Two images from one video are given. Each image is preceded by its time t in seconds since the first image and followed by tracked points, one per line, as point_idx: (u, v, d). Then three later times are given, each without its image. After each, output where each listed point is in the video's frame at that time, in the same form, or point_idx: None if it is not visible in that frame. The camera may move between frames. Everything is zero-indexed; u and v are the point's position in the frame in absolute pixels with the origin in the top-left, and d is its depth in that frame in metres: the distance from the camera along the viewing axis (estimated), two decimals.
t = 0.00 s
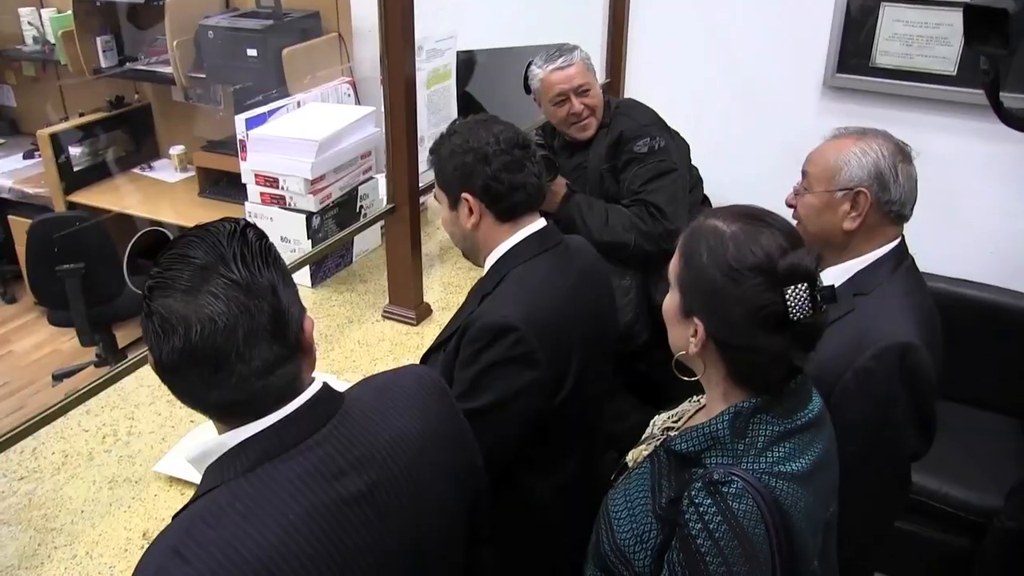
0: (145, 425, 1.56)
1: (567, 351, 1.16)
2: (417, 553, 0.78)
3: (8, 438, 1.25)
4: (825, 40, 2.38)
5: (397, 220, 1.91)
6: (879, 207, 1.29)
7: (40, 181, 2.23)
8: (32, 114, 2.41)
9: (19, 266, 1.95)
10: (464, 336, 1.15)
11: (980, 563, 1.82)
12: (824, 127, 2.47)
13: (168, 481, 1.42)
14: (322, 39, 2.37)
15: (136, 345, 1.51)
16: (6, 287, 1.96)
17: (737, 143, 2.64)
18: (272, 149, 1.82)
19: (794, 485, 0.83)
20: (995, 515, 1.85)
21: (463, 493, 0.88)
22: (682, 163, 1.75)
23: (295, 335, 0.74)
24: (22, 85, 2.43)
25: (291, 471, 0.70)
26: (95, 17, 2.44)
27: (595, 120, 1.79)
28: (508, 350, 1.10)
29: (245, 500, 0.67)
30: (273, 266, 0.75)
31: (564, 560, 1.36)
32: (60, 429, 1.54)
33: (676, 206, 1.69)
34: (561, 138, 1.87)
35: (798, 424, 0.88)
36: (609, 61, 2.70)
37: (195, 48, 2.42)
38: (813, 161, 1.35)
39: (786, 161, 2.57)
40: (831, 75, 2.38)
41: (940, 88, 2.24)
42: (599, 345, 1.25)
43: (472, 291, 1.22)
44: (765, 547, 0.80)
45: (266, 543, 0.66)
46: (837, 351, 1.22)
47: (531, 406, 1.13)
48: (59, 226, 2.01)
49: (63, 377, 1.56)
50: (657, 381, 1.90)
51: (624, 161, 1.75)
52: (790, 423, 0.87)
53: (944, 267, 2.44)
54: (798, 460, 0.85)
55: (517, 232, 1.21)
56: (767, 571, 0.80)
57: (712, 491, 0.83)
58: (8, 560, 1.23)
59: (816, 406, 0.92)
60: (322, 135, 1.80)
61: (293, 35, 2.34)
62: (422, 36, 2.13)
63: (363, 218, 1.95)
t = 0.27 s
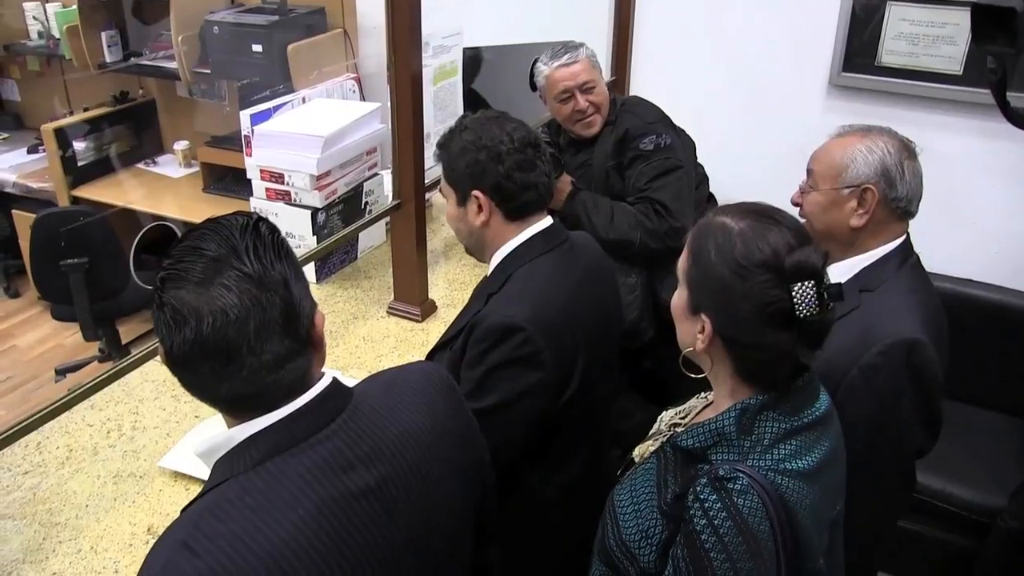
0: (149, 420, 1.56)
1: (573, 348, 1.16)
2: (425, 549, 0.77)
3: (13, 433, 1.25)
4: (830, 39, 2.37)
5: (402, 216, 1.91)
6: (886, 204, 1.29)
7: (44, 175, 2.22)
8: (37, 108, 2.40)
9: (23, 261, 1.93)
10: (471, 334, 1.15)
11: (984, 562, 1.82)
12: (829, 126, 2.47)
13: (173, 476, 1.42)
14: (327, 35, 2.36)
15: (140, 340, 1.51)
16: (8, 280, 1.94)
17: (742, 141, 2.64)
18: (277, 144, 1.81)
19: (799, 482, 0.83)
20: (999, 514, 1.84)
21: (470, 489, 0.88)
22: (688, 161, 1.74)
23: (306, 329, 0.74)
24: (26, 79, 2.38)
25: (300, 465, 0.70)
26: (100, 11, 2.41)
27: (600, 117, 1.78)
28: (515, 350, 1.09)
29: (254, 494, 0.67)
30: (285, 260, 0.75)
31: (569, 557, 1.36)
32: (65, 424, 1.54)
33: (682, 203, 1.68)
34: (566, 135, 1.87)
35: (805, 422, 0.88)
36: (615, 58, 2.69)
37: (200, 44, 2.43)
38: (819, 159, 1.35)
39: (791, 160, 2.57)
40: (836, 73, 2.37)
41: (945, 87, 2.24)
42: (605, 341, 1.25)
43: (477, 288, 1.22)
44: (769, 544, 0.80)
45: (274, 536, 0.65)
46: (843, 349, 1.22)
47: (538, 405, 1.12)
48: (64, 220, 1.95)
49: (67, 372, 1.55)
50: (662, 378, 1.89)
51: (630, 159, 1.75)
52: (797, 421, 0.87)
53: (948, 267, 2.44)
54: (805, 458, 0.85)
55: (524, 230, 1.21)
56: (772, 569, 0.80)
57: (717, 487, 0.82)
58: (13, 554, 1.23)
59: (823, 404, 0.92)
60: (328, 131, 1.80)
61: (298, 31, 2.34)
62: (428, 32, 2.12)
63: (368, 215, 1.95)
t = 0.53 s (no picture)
0: (152, 416, 1.56)
1: (580, 348, 1.16)
2: (433, 549, 0.77)
3: (18, 428, 1.24)
4: (835, 41, 2.37)
5: (407, 215, 1.92)
6: (891, 205, 1.29)
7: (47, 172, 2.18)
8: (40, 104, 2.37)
9: (28, 257, 1.91)
10: (478, 335, 1.15)
11: (986, 565, 1.82)
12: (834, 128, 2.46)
13: (177, 473, 1.42)
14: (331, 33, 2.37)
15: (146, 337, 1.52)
16: (12, 276, 1.91)
17: (747, 143, 2.63)
18: (281, 142, 1.81)
19: (805, 481, 0.83)
20: (1001, 517, 1.84)
21: (478, 487, 0.88)
22: (691, 162, 1.74)
23: (318, 324, 0.74)
24: (31, 75, 2.35)
25: (309, 460, 0.70)
26: (104, 9, 2.40)
27: (591, 118, 1.77)
28: (523, 352, 1.09)
29: (264, 488, 0.67)
30: (298, 255, 0.75)
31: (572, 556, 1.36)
32: (68, 420, 1.54)
33: (685, 204, 1.68)
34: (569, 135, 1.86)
35: (812, 421, 0.88)
36: (619, 59, 2.70)
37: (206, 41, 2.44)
38: (820, 161, 1.35)
39: (796, 162, 2.56)
40: (840, 76, 2.37)
41: (949, 91, 2.24)
42: (610, 340, 1.25)
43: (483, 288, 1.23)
44: (775, 542, 0.80)
45: (284, 531, 0.65)
46: (846, 350, 1.22)
47: (545, 406, 1.12)
48: (68, 216, 1.98)
49: (70, 368, 1.55)
50: (665, 380, 1.90)
51: (632, 159, 1.75)
52: (803, 420, 0.87)
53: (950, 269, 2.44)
54: (811, 457, 0.85)
55: (531, 231, 1.21)
56: (778, 567, 0.80)
57: (724, 485, 0.83)
58: (18, 549, 1.23)
59: (829, 403, 0.92)
60: (333, 129, 1.80)
61: (303, 29, 2.34)
62: (435, 31, 2.13)
63: (372, 214, 1.95)
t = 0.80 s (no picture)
0: (155, 417, 1.57)
1: (583, 351, 1.17)
2: (440, 548, 0.78)
3: (22, 428, 1.25)
4: (836, 43, 2.38)
5: (410, 216, 1.92)
6: (889, 202, 1.30)
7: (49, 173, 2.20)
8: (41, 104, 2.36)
9: (29, 258, 1.94)
10: (482, 339, 1.15)
11: (986, 566, 1.82)
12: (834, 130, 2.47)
13: (180, 473, 1.42)
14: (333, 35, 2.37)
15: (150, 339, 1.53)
16: (12, 277, 1.93)
17: (748, 144, 2.64)
18: (282, 143, 1.82)
19: (809, 481, 0.84)
20: (1001, 519, 1.85)
21: (484, 487, 0.88)
22: (692, 163, 1.75)
23: (329, 325, 0.75)
24: (33, 76, 2.34)
25: (317, 460, 0.70)
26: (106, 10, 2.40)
27: (588, 120, 1.77)
28: (528, 356, 1.10)
29: (273, 488, 0.68)
30: (309, 256, 0.76)
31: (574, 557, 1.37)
32: (71, 420, 1.54)
33: (686, 206, 1.69)
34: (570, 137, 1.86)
35: (814, 421, 0.88)
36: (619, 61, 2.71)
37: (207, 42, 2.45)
38: (815, 162, 1.35)
39: (797, 164, 2.57)
40: (841, 77, 2.38)
41: (949, 92, 2.24)
42: (612, 342, 1.25)
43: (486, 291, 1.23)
44: (779, 542, 0.80)
45: (293, 531, 0.66)
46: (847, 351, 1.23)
47: (550, 409, 1.13)
48: (70, 218, 1.97)
49: (72, 369, 1.55)
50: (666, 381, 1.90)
51: (633, 161, 1.75)
52: (807, 420, 0.88)
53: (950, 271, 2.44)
54: (814, 457, 0.86)
55: (534, 234, 1.22)
56: (782, 568, 0.80)
57: (728, 485, 0.83)
58: (22, 548, 1.24)
59: (832, 403, 0.92)
60: (334, 130, 1.80)
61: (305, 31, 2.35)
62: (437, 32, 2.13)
63: (375, 215, 1.95)
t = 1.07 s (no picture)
0: (155, 416, 1.56)
1: (586, 353, 1.17)
2: (446, 548, 0.78)
3: (22, 427, 1.24)
4: (837, 46, 2.38)
5: (411, 216, 1.92)
6: (899, 198, 1.31)
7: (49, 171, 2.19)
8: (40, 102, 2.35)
9: (28, 257, 1.91)
10: (485, 340, 1.15)
11: (985, 569, 1.82)
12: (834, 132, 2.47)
13: (181, 473, 1.42)
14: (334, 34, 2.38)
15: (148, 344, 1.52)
16: (12, 276, 1.90)
17: (748, 146, 2.64)
18: (283, 143, 1.82)
19: (816, 485, 0.83)
20: (1001, 522, 1.85)
21: (489, 488, 0.88)
22: (693, 166, 1.75)
23: (336, 326, 0.74)
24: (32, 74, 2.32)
25: (324, 461, 0.70)
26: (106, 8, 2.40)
27: (584, 123, 1.77)
28: (530, 359, 1.10)
29: (280, 489, 0.67)
30: (318, 257, 0.76)
31: (574, 559, 1.37)
32: (71, 419, 1.54)
33: (687, 208, 1.69)
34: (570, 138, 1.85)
35: (819, 424, 0.88)
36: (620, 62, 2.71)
37: (207, 41, 2.45)
38: (816, 164, 1.33)
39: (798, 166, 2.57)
40: (842, 79, 2.37)
41: (951, 95, 2.23)
42: (614, 343, 1.25)
43: (489, 294, 1.23)
44: (788, 546, 0.80)
45: (300, 531, 0.66)
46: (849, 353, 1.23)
47: (554, 411, 1.13)
48: (70, 216, 1.97)
49: (70, 368, 1.55)
50: (666, 383, 1.90)
51: (635, 163, 1.75)
52: (812, 423, 0.88)
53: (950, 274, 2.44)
54: (819, 460, 0.85)
55: (539, 236, 1.22)
56: (790, 571, 0.80)
57: (737, 488, 0.83)
58: (22, 548, 1.23)
59: (835, 405, 0.93)
60: (336, 130, 1.80)
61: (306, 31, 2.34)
62: (438, 33, 2.14)
63: (376, 215, 1.95)
